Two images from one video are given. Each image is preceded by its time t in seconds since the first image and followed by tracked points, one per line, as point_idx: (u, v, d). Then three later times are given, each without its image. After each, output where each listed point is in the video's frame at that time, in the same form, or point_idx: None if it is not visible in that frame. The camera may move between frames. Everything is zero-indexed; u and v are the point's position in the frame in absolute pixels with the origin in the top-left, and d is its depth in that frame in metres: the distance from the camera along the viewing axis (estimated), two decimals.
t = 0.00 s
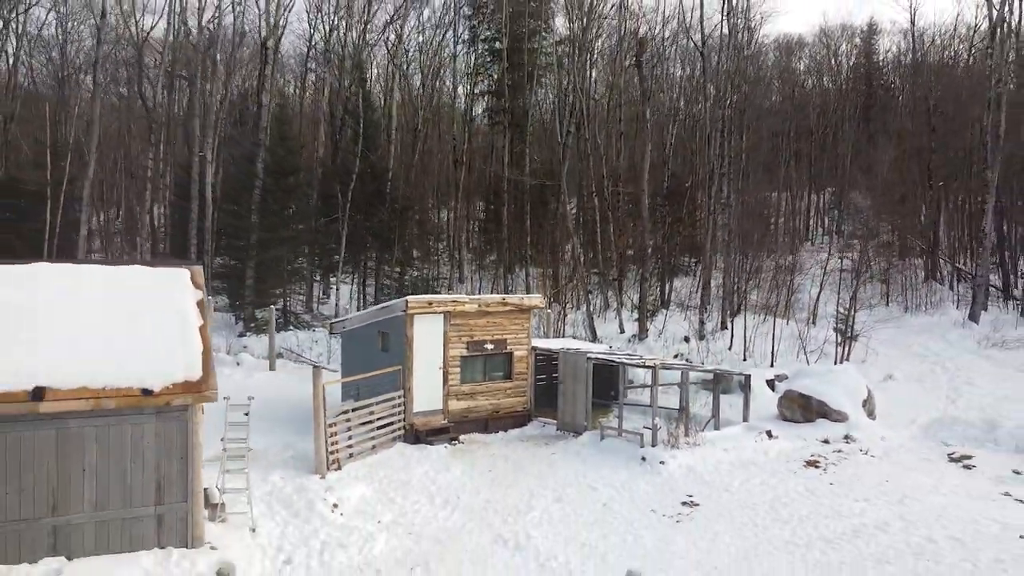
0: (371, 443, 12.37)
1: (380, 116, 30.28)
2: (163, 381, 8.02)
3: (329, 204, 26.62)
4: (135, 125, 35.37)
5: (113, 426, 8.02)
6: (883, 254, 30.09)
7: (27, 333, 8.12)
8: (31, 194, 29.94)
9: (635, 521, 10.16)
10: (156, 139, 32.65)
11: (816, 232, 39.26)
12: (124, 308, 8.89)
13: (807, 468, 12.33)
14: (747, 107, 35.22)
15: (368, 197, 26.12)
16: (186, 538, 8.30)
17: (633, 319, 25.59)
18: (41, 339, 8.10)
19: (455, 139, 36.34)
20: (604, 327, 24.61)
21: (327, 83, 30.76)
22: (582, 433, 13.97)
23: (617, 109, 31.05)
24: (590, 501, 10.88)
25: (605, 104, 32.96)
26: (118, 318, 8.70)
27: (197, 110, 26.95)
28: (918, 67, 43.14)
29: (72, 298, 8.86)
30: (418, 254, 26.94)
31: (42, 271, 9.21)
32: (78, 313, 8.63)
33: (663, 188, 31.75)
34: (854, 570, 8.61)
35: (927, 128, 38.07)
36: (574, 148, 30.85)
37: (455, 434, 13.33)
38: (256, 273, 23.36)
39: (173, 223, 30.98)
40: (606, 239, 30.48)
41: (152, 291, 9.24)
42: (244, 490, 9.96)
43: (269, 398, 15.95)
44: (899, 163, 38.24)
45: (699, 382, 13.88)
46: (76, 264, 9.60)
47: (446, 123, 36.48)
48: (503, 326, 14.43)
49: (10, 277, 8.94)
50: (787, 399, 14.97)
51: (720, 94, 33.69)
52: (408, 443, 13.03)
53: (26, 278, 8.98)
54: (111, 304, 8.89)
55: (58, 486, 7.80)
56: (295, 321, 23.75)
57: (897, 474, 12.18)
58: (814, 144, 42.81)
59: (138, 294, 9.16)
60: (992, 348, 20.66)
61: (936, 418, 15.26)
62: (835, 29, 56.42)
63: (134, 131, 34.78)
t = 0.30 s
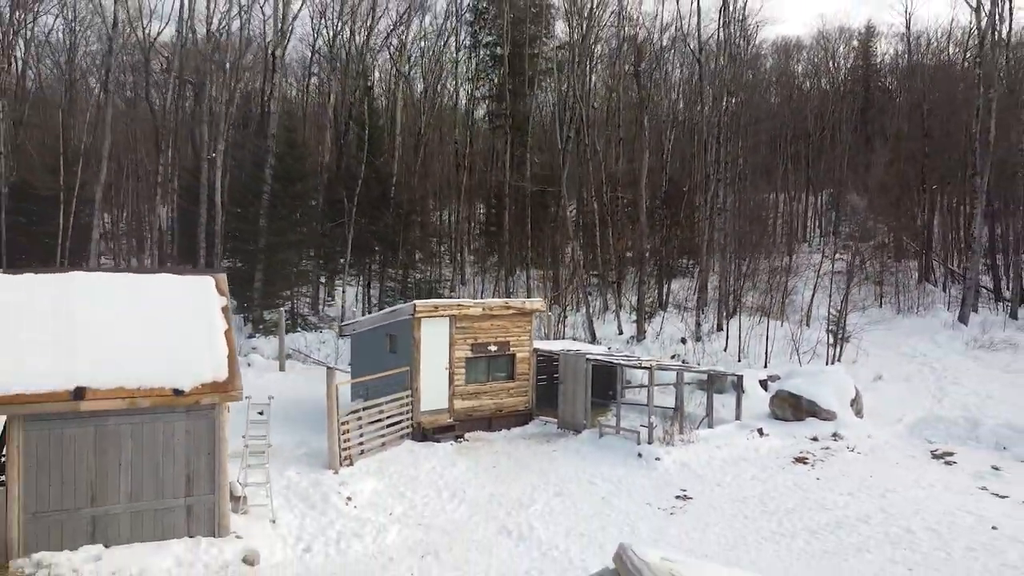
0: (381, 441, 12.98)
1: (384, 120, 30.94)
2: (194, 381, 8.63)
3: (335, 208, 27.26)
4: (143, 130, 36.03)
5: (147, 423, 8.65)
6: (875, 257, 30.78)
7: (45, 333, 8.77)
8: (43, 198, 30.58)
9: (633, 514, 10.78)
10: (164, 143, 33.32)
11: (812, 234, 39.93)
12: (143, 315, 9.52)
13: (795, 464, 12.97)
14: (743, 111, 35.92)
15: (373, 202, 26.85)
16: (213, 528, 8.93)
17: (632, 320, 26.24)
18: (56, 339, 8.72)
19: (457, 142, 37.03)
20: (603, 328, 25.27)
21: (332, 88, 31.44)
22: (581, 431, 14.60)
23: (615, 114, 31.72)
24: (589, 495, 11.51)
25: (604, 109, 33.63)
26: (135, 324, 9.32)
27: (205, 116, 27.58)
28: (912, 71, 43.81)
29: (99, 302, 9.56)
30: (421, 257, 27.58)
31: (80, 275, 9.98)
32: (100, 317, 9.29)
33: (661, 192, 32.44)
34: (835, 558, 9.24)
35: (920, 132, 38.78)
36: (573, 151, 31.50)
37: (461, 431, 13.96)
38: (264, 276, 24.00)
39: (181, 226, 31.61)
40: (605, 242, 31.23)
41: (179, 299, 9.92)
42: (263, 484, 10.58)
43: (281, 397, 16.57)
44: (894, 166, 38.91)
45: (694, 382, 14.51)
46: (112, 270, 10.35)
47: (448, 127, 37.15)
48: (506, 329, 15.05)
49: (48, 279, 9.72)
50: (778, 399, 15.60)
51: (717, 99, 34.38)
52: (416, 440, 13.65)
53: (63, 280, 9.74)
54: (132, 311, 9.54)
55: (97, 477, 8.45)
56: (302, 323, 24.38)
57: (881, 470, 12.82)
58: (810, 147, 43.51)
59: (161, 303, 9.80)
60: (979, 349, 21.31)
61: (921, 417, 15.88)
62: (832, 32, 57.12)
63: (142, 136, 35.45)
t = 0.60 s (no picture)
0: (389, 438, 13.62)
1: (387, 125, 31.59)
2: (218, 382, 9.26)
3: (340, 212, 27.94)
4: (151, 134, 36.65)
5: (175, 422, 9.29)
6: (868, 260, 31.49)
7: (72, 335, 9.44)
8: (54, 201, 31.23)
9: (629, 507, 11.41)
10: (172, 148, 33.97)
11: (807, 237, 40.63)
12: (166, 321, 10.18)
13: (784, 461, 13.62)
14: (739, 116, 36.63)
15: (377, 206, 27.48)
16: (237, 519, 9.56)
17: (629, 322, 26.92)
18: (82, 341, 9.38)
19: (459, 146, 37.78)
20: (602, 330, 25.95)
21: (338, 94, 32.17)
22: (580, 429, 15.25)
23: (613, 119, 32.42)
24: (588, 490, 12.14)
25: (602, 115, 34.39)
26: (158, 329, 9.97)
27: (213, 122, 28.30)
28: (906, 75, 44.49)
29: (127, 308, 10.25)
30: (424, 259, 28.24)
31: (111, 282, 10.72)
32: (126, 321, 9.97)
33: (659, 196, 33.17)
34: (818, 548, 9.87)
35: (914, 137, 39.41)
36: (572, 156, 32.19)
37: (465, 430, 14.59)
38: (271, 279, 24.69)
39: (189, 229, 32.30)
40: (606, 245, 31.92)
41: (202, 306, 10.59)
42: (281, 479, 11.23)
43: (292, 396, 17.22)
44: (888, 170, 39.55)
45: (688, 382, 15.17)
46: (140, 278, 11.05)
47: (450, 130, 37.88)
48: (508, 331, 15.69)
49: (81, 286, 10.45)
50: (769, 399, 16.24)
51: (713, 103, 35.08)
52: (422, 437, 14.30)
53: (94, 288, 10.47)
54: (163, 318, 10.21)
55: (129, 472, 9.09)
56: (309, 325, 25.07)
57: (866, 466, 13.45)
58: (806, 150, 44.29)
59: (191, 311, 10.46)
60: (967, 350, 21.95)
61: (907, 416, 16.52)
62: (830, 35, 57.75)
63: (150, 139, 36.16)
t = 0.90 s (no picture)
0: (397, 437, 14.28)
1: (390, 130, 32.16)
2: (241, 384, 9.90)
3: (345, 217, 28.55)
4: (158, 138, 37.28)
5: (200, 421, 9.93)
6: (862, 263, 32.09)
7: (103, 340, 10.11)
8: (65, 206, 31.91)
9: (626, 502, 12.05)
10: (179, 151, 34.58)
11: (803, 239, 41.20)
12: (190, 326, 10.86)
13: (774, 459, 14.28)
14: (737, 120, 37.20)
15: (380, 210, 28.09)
16: (258, 512, 10.20)
17: (627, 325, 27.54)
18: (112, 346, 10.05)
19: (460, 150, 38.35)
20: (601, 332, 26.56)
21: (341, 100, 32.74)
22: (580, 428, 15.90)
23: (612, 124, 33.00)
24: (587, 485, 12.77)
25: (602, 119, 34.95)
26: (183, 334, 10.64)
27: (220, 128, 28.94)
28: (902, 79, 45.06)
29: (154, 315, 10.91)
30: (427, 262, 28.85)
31: (139, 291, 11.40)
32: (154, 327, 10.63)
33: (657, 199, 33.73)
34: (802, 538, 10.52)
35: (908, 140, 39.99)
36: (572, 160, 32.77)
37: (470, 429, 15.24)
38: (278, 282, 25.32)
39: (196, 233, 32.97)
40: (605, 248, 32.51)
41: (224, 313, 11.28)
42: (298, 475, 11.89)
43: (302, 396, 17.88)
44: (883, 173, 40.11)
45: (683, 383, 15.82)
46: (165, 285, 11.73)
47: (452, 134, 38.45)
48: (510, 334, 16.32)
49: (111, 295, 11.15)
50: (762, 399, 16.89)
51: (710, 107, 35.65)
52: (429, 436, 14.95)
53: (123, 296, 11.16)
54: (187, 324, 10.89)
55: (158, 468, 9.73)
56: (315, 327, 25.71)
57: (852, 463, 14.11)
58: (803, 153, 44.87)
59: (212, 317, 11.15)
60: (956, 352, 22.57)
61: (894, 416, 17.17)
62: (828, 37, 58.36)
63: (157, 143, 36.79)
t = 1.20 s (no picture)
0: (404, 437, 14.95)
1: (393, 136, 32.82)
2: (260, 388, 10.57)
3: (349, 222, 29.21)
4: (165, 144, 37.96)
5: (222, 423, 10.60)
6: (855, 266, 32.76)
7: (131, 346, 10.81)
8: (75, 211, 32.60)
9: (622, 498, 12.72)
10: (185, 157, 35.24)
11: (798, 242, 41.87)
12: (212, 333, 11.57)
13: (765, 458, 14.96)
14: (733, 124, 37.87)
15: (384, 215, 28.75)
16: (277, 508, 10.86)
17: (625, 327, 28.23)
18: (140, 351, 10.74)
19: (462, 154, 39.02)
20: (599, 335, 27.23)
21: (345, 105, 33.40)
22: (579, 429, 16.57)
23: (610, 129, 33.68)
24: (585, 483, 13.45)
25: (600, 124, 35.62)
26: (206, 340, 11.36)
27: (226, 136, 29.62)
28: (897, 83, 45.73)
29: (177, 323, 11.63)
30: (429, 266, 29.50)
31: (163, 302, 12.15)
32: (178, 335, 11.34)
33: (655, 202, 34.38)
34: (788, 532, 11.19)
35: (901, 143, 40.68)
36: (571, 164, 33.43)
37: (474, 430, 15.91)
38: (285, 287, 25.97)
39: (203, 238, 33.66)
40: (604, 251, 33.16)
41: (243, 321, 12.01)
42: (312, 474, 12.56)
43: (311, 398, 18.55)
44: (878, 176, 40.77)
45: (678, 385, 16.49)
46: (188, 297, 12.46)
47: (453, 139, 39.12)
48: (512, 338, 16.97)
49: (138, 305, 11.89)
50: (755, 401, 17.56)
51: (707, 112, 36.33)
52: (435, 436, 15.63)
53: (149, 306, 11.90)
54: (209, 331, 11.61)
55: (184, 467, 10.39)
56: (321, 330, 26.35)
57: (838, 462, 14.77)
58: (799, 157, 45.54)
59: (232, 325, 11.88)
60: (944, 354, 23.23)
61: (881, 416, 17.84)
62: (825, 40, 58.93)
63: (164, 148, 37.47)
